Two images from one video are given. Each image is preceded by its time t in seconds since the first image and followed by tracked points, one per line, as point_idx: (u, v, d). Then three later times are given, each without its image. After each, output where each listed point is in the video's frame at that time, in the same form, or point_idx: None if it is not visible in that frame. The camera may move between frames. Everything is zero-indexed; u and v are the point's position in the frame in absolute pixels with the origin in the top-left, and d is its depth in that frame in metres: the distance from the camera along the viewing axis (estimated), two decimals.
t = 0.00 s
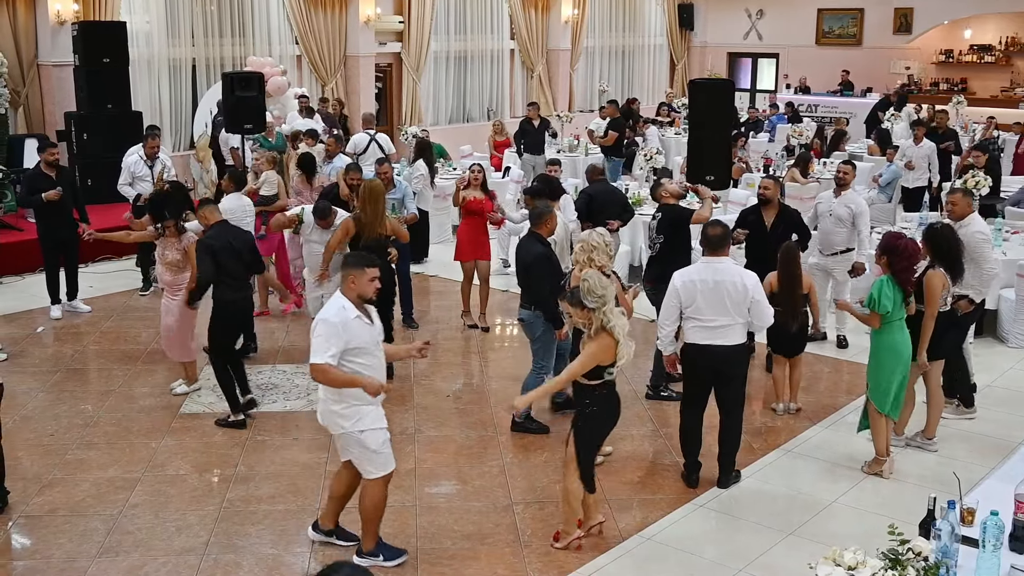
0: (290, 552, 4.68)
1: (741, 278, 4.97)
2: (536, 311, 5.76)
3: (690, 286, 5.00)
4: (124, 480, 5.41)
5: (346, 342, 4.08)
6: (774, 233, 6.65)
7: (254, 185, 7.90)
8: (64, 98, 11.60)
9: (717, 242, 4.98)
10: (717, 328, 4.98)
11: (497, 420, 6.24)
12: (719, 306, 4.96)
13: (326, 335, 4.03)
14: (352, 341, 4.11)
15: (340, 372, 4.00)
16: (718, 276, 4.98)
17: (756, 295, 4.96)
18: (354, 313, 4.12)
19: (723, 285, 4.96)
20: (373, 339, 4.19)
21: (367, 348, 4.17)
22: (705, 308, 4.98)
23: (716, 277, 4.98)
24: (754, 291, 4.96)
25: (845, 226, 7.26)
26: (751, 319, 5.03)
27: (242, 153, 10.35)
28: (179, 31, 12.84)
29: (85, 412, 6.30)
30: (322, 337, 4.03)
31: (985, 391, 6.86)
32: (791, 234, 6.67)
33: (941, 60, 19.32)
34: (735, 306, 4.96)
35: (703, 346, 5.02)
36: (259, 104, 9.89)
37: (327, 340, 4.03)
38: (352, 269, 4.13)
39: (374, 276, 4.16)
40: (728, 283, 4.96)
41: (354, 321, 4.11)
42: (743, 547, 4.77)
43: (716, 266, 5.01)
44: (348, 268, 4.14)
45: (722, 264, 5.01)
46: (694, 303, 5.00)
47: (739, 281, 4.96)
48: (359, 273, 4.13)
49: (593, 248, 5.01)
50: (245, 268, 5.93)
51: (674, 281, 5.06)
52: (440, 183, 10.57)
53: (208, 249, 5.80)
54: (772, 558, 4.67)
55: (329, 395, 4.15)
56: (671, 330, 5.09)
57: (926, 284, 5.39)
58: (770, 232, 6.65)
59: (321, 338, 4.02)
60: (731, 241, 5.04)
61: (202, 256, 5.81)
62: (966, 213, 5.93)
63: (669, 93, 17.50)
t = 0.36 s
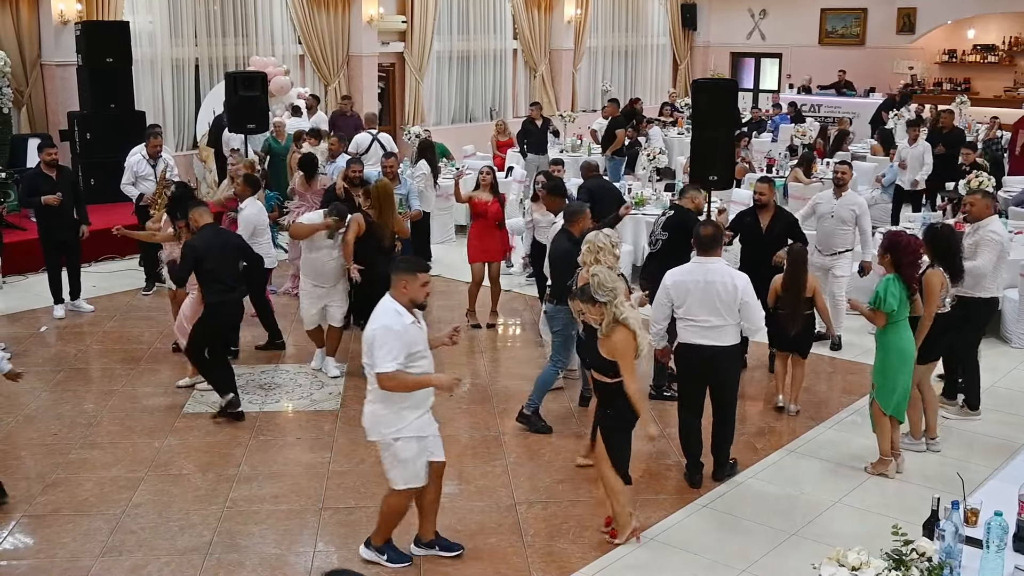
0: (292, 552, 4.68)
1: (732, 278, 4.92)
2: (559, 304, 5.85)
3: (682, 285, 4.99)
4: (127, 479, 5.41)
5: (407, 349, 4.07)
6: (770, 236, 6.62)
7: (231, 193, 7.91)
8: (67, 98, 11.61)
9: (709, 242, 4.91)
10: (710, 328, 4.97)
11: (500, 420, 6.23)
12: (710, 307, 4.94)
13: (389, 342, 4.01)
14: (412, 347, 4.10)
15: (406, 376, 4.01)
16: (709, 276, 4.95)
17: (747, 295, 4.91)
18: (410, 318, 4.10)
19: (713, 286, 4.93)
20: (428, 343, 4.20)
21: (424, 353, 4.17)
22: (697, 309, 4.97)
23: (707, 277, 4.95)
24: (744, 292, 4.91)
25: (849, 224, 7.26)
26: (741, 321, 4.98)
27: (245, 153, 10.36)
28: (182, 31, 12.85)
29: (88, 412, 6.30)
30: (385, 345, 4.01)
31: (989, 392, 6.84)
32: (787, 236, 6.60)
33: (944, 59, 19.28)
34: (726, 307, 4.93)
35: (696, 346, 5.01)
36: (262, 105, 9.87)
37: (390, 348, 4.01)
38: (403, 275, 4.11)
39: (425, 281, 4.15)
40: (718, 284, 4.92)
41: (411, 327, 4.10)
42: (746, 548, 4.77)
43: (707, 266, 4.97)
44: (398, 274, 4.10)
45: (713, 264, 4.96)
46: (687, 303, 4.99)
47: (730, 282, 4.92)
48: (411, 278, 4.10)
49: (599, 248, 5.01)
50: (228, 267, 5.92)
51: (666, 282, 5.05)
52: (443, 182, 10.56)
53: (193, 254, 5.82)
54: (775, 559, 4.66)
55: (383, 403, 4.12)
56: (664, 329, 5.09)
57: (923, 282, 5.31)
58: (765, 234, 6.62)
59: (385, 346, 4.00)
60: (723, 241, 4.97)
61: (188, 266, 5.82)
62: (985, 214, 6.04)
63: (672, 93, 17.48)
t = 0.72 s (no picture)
0: (296, 552, 4.68)
1: (736, 281, 4.92)
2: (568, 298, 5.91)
3: (687, 290, 4.95)
4: (130, 479, 5.41)
5: (448, 346, 4.08)
6: (766, 240, 6.58)
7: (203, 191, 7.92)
8: (70, 98, 11.62)
9: (712, 244, 4.90)
10: (715, 332, 4.94)
11: (503, 420, 6.23)
12: (716, 310, 4.92)
13: (430, 338, 4.02)
14: (453, 344, 4.10)
15: (448, 372, 4.02)
16: (714, 280, 4.92)
17: (752, 298, 4.91)
18: (454, 315, 4.12)
19: (718, 289, 4.91)
20: (471, 341, 4.21)
21: (467, 351, 4.19)
22: (702, 313, 4.94)
23: (712, 281, 4.93)
24: (749, 295, 4.91)
25: (857, 224, 7.30)
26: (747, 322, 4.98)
27: (249, 154, 10.35)
28: (185, 31, 12.86)
29: (91, 412, 6.30)
30: (426, 341, 4.02)
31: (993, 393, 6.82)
32: (782, 238, 6.61)
33: (947, 59, 19.25)
34: (731, 310, 4.92)
35: (700, 350, 4.98)
36: (264, 104, 9.87)
37: (431, 344, 4.02)
38: (453, 273, 4.15)
39: (473, 280, 4.19)
40: (723, 287, 4.91)
41: (454, 323, 4.10)
42: (748, 548, 4.76)
43: (711, 269, 4.95)
44: (448, 271, 4.15)
45: (716, 267, 4.95)
46: (691, 307, 4.95)
47: (735, 285, 4.91)
48: (461, 276, 4.15)
49: (608, 247, 5.01)
50: (201, 268, 5.80)
51: (670, 287, 5.00)
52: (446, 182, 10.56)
53: (169, 250, 5.78)
54: (778, 559, 4.66)
55: (426, 401, 4.14)
56: (667, 333, 5.05)
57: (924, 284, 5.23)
58: (761, 238, 6.58)
59: (426, 343, 4.01)
60: (726, 242, 4.95)
61: (161, 257, 5.79)
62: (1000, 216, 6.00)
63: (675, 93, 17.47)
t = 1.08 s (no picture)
0: (297, 552, 4.68)
1: (741, 282, 4.90)
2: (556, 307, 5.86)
3: (691, 291, 4.90)
4: (132, 479, 5.41)
5: (476, 352, 4.04)
6: (760, 243, 6.53)
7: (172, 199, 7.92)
8: (72, 98, 11.63)
9: (715, 245, 4.89)
10: (719, 333, 4.91)
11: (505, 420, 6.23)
12: (720, 311, 4.89)
13: (458, 342, 3.99)
14: (483, 350, 4.06)
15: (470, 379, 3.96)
16: (718, 280, 4.89)
17: (756, 298, 4.91)
18: (485, 322, 4.08)
19: (724, 290, 4.88)
20: (506, 350, 4.16)
21: (500, 359, 4.13)
22: (705, 314, 4.90)
23: (716, 281, 4.89)
24: (754, 295, 4.90)
25: (857, 225, 7.28)
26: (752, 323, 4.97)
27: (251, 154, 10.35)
28: (187, 31, 12.88)
29: (92, 412, 6.30)
30: (454, 345, 3.99)
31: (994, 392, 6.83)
32: (777, 241, 6.54)
33: (949, 59, 19.22)
34: (736, 310, 4.90)
35: (702, 351, 4.95)
36: (266, 104, 9.87)
37: (458, 348, 3.98)
38: (489, 280, 4.12)
39: (508, 289, 4.16)
40: (728, 288, 4.88)
41: (485, 330, 4.06)
42: (750, 548, 4.77)
43: (715, 270, 4.92)
44: (484, 279, 4.11)
45: (720, 267, 4.92)
46: (695, 309, 4.91)
47: (740, 285, 4.90)
48: (496, 284, 4.12)
49: (617, 249, 4.98)
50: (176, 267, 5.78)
51: (673, 288, 4.95)
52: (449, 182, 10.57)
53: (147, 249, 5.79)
54: (780, 559, 4.66)
55: (457, 410, 4.09)
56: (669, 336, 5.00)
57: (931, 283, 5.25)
58: (755, 242, 6.53)
59: (454, 347, 3.98)
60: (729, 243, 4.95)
61: (141, 253, 5.78)
62: (1004, 216, 5.99)
63: (676, 93, 17.46)
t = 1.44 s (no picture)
0: (298, 552, 4.69)
1: (730, 285, 4.84)
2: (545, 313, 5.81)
3: (678, 292, 4.88)
4: (132, 479, 5.41)
5: (531, 354, 4.03)
6: (758, 246, 6.40)
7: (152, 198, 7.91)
8: (72, 98, 11.63)
9: (705, 247, 4.83)
10: (707, 335, 4.89)
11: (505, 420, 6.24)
12: (707, 313, 4.86)
13: (516, 345, 3.96)
14: (535, 350, 4.04)
15: (533, 382, 3.96)
16: (706, 282, 4.85)
17: (745, 301, 4.85)
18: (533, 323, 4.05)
19: (711, 293, 4.84)
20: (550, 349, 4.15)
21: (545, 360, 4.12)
22: (693, 315, 4.88)
23: (704, 283, 4.86)
24: (742, 298, 4.84)
25: (849, 227, 7.29)
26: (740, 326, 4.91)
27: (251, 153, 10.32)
28: (187, 31, 12.87)
29: (93, 412, 6.31)
30: (512, 349, 3.95)
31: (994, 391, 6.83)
32: (775, 242, 6.41)
33: (950, 60, 19.23)
34: (724, 313, 4.85)
35: (691, 352, 4.95)
36: (266, 104, 9.87)
37: (518, 352, 3.96)
38: (532, 281, 4.07)
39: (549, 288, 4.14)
40: (716, 290, 4.83)
41: (534, 332, 4.03)
42: (750, 548, 4.77)
43: (705, 272, 4.87)
44: (526, 279, 4.06)
45: (710, 269, 4.87)
46: (682, 309, 4.89)
47: (728, 288, 4.84)
48: (539, 284, 4.08)
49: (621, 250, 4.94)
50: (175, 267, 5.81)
51: (662, 288, 4.94)
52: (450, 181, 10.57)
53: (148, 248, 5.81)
54: (780, 559, 4.67)
55: (506, 411, 4.09)
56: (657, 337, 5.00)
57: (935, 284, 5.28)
58: (753, 246, 6.39)
59: (512, 351, 3.95)
60: (720, 245, 4.87)
61: (140, 252, 5.79)
62: (1000, 217, 6.01)
63: (677, 94, 17.46)
